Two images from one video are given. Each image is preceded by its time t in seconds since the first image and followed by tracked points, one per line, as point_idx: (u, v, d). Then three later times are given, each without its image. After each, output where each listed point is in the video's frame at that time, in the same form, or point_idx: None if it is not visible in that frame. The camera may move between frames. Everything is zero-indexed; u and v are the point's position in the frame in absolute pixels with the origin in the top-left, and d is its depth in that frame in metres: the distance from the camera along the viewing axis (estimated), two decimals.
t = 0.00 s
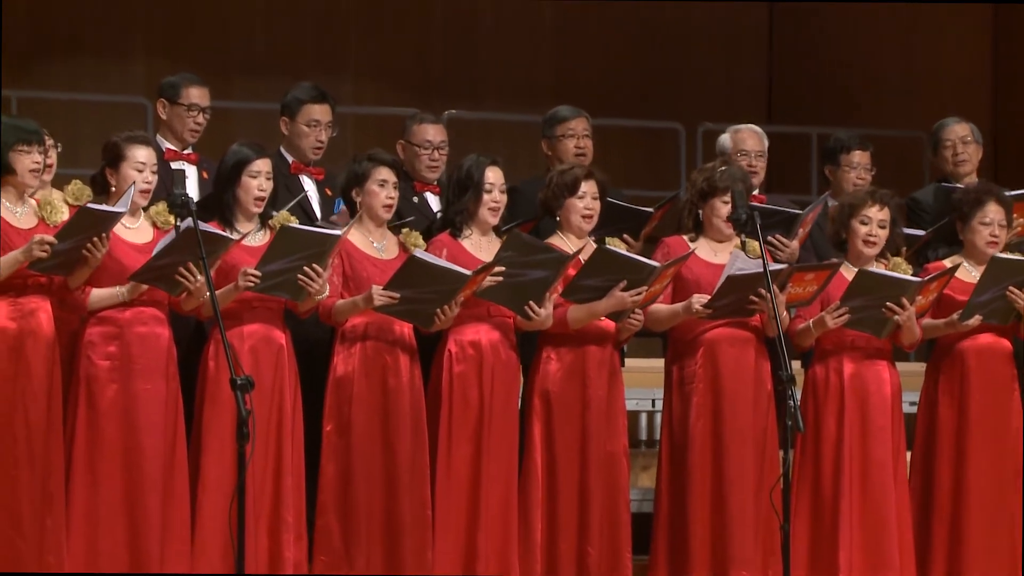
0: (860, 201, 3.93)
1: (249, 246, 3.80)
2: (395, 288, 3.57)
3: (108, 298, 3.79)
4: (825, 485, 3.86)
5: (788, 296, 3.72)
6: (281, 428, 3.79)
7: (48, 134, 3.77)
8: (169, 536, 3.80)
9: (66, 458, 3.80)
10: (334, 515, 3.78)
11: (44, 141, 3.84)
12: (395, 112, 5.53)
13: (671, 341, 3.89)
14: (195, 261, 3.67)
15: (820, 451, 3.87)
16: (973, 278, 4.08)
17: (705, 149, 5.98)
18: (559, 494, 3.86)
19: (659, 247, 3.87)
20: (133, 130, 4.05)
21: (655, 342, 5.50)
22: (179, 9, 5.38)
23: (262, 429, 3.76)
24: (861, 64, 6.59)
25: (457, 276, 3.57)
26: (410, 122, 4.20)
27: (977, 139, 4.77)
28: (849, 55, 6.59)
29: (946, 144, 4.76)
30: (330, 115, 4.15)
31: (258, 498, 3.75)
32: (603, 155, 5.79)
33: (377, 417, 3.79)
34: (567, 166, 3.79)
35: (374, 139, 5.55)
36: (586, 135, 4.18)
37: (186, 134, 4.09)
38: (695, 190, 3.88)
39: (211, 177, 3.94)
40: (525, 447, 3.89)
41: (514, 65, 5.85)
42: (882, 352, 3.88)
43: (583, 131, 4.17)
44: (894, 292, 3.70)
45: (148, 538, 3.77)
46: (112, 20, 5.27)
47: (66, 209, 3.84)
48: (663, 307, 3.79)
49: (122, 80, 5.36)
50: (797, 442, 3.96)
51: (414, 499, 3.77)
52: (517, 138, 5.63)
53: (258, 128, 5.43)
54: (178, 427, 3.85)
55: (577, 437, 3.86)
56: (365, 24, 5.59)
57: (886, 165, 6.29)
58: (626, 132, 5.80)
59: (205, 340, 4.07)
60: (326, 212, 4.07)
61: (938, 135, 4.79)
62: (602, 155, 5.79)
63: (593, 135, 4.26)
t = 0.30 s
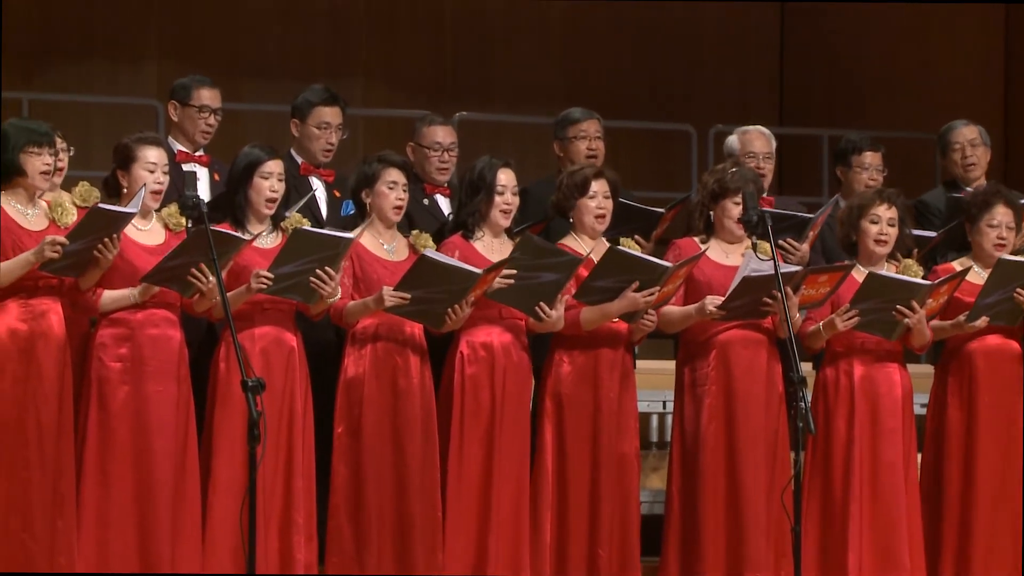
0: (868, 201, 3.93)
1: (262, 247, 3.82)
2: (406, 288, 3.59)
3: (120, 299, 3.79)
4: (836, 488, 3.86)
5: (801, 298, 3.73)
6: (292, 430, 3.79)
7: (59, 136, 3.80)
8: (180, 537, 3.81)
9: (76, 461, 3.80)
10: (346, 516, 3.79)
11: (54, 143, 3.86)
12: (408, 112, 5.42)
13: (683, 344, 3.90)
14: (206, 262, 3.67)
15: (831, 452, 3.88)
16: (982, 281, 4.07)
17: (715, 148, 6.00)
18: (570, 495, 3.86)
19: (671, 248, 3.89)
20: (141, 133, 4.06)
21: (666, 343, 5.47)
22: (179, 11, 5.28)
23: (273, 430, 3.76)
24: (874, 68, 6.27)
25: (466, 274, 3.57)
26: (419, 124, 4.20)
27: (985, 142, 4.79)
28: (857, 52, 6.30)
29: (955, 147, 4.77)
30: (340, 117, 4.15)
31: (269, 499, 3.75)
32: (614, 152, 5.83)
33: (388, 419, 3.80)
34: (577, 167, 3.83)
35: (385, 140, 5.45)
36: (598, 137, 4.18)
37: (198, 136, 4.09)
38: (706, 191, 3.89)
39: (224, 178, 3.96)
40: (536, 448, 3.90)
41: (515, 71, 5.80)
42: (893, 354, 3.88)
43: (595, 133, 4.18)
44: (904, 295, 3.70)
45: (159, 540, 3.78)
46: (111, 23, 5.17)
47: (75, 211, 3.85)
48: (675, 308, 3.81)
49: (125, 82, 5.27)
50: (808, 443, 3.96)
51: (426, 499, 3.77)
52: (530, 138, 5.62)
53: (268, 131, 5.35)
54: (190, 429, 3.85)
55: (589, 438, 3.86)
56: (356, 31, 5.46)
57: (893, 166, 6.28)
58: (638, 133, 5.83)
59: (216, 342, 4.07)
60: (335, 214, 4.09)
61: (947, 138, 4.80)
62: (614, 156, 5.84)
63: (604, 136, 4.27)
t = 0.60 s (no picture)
0: (882, 201, 3.92)
1: (280, 247, 3.83)
2: (419, 293, 3.60)
3: (136, 300, 3.78)
4: (853, 489, 3.86)
5: (818, 301, 3.72)
6: (309, 431, 3.79)
7: (78, 134, 3.82)
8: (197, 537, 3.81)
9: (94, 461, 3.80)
10: (363, 518, 3.79)
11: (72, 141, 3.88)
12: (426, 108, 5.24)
13: (701, 345, 3.90)
14: (224, 265, 3.67)
15: (847, 453, 3.88)
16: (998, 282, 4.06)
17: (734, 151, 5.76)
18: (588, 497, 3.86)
19: (689, 249, 3.89)
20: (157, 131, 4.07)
21: (684, 343, 5.46)
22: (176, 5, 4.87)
23: (290, 431, 3.76)
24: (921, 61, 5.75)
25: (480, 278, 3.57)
26: (435, 124, 4.19)
27: (1011, 143, 4.79)
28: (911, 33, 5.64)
29: (980, 147, 4.77)
30: (358, 122, 4.14)
31: (287, 499, 3.76)
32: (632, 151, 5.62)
33: (405, 420, 3.80)
34: (590, 168, 3.83)
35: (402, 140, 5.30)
36: (616, 138, 4.18)
37: (216, 136, 4.11)
38: (726, 191, 3.90)
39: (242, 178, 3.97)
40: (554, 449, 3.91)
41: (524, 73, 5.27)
42: (911, 354, 3.87)
43: (613, 133, 4.18)
44: (920, 297, 3.69)
45: (177, 540, 3.77)
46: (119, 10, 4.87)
47: (93, 211, 3.86)
48: (693, 309, 3.81)
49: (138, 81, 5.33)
50: (825, 444, 3.96)
51: (443, 499, 3.78)
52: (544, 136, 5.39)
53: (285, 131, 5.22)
54: (207, 429, 3.86)
55: (606, 438, 3.86)
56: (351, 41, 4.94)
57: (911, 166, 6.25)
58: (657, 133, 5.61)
59: (233, 342, 4.07)
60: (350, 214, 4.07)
61: (972, 138, 4.81)
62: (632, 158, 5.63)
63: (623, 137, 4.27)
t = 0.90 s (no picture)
0: (898, 202, 3.91)
1: (304, 247, 3.85)
2: (442, 295, 3.57)
3: (157, 297, 3.78)
4: (877, 489, 3.86)
5: (842, 301, 3.72)
6: (333, 431, 3.79)
7: (97, 131, 3.80)
8: (221, 536, 3.81)
9: (118, 461, 3.81)
10: (385, 519, 3.79)
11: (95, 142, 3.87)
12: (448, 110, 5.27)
13: (725, 345, 3.89)
14: (247, 265, 3.67)
15: (871, 454, 3.87)
16: None
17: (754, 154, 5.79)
18: (611, 497, 3.86)
19: (713, 250, 3.89)
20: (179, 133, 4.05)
21: (707, 343, 5.55)
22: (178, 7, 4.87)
23: (314, 431, 3.76)
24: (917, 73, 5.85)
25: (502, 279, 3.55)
26: (457, 125, 4.18)
27: None
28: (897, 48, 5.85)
29: (1015, 149, 4.75)
30: (381, 124, 4.12)
31: (310, 500, 3.76)
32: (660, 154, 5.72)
33: (428, 421, 3.79)
34: (616, 169, 3.84)
35: (425, 142, 5.30)
36: (639, 138, 4.18)
37: (238, 136, 4.10)
38: (752, 192, 3.91)
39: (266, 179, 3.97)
40: (578, 450, 3.91)
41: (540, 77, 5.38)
42: (935, 355, 3.87)
43: (636, 134, 4.17)
44: (945, 301, 3.69)
45: (200, 540, 3.77)
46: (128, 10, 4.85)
47: (117, 212, 3.83)
48: (717, 310, 3.81)
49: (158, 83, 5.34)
50: (849, 444, 3.96)
51: (466, 499, 3.77)
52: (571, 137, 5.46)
53: (312, 134, 5.19)
54: (230, 429, 3.86)
55: (630, 439, 3.86)
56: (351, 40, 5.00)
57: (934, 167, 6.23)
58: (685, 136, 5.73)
59: (257, 342, 4.08)
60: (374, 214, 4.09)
61: (1007, 140, 4.79)
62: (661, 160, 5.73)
63: (646, 138, 4.27)
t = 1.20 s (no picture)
0: (924, 207, 3.89)
1: (330, 249, 3.85)
2: (467, 297, 3.56)
3: (178, 294, 3.76)
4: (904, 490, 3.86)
5: (868, 302, 3.70)
6: (358, 433, 3.79)
7: (121, 134, 3.77)
8: (246, 537, 3.80)
9: (144, 461, 3.81)
10: (411, 521, 3.79)
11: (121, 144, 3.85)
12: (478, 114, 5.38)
13: (750, 346, 3.89)
14: (273, 267, 3.67)
15: (898, 454, 3.87)
16: None
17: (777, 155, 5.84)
18: (638, 497, 3.86)
19: (739, 252, 3.88)
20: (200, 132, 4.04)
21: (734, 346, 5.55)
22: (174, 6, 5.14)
23: (340, 433, 3.76)
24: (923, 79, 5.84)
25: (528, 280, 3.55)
26: (482, 126, 4.18)
27: None
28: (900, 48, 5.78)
29: None
30: (406, 126, 4.13)
31: (336, 501, 3.76)
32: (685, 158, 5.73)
33: (453, 423, 3.79)
34: (643, 171, 3.84)
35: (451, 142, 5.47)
36: (665, 140, 4.17)
37: (262, 138, 4.10)
38: (776, 194, 3.90)
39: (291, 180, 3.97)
40: (604, 452, 3.91)
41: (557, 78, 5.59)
42: (961, 356, 3.86)
43: (663, 136, 4.16)
44: (970, 304, 3.67)
45: (225, 542, 3.77)
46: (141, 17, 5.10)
47: (142, 214, 3.82)
48: (742, 311, 3.80)
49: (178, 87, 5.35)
50: (876, 445, 3.96)
51: (492, 501, 3.77)
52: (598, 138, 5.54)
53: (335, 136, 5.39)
54: (256, 432, 3.85)
55: (657, 440, 3.86)
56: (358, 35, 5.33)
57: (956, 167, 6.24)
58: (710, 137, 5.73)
59: (282, 343, 4.08)
60: (400, 215, 4.09)
61: None
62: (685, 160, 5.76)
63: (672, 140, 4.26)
